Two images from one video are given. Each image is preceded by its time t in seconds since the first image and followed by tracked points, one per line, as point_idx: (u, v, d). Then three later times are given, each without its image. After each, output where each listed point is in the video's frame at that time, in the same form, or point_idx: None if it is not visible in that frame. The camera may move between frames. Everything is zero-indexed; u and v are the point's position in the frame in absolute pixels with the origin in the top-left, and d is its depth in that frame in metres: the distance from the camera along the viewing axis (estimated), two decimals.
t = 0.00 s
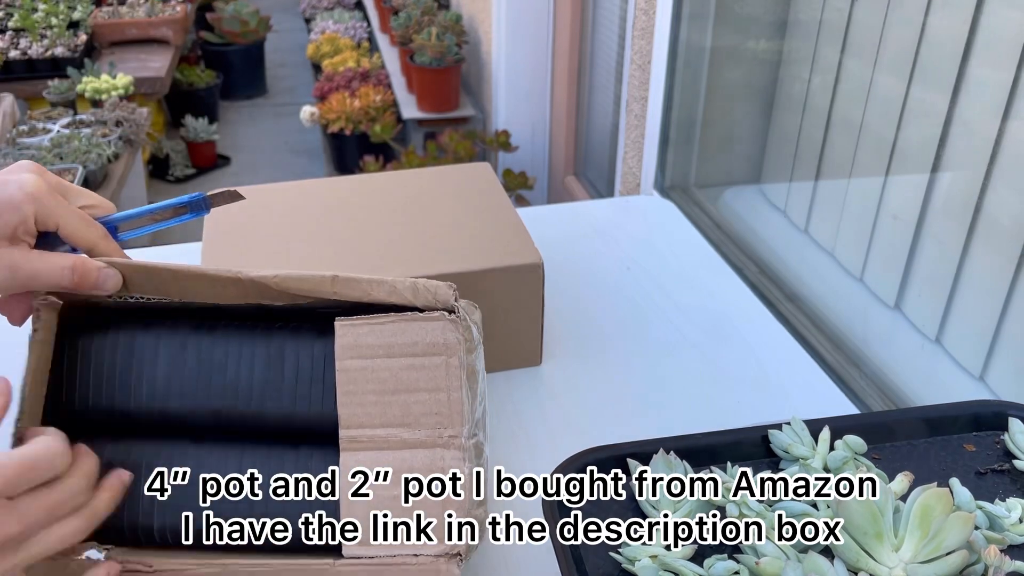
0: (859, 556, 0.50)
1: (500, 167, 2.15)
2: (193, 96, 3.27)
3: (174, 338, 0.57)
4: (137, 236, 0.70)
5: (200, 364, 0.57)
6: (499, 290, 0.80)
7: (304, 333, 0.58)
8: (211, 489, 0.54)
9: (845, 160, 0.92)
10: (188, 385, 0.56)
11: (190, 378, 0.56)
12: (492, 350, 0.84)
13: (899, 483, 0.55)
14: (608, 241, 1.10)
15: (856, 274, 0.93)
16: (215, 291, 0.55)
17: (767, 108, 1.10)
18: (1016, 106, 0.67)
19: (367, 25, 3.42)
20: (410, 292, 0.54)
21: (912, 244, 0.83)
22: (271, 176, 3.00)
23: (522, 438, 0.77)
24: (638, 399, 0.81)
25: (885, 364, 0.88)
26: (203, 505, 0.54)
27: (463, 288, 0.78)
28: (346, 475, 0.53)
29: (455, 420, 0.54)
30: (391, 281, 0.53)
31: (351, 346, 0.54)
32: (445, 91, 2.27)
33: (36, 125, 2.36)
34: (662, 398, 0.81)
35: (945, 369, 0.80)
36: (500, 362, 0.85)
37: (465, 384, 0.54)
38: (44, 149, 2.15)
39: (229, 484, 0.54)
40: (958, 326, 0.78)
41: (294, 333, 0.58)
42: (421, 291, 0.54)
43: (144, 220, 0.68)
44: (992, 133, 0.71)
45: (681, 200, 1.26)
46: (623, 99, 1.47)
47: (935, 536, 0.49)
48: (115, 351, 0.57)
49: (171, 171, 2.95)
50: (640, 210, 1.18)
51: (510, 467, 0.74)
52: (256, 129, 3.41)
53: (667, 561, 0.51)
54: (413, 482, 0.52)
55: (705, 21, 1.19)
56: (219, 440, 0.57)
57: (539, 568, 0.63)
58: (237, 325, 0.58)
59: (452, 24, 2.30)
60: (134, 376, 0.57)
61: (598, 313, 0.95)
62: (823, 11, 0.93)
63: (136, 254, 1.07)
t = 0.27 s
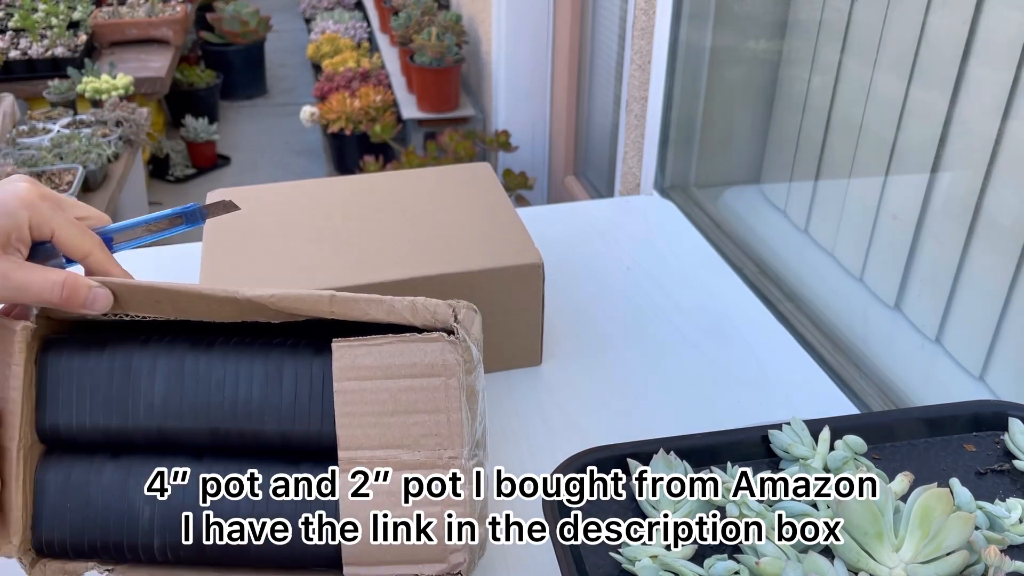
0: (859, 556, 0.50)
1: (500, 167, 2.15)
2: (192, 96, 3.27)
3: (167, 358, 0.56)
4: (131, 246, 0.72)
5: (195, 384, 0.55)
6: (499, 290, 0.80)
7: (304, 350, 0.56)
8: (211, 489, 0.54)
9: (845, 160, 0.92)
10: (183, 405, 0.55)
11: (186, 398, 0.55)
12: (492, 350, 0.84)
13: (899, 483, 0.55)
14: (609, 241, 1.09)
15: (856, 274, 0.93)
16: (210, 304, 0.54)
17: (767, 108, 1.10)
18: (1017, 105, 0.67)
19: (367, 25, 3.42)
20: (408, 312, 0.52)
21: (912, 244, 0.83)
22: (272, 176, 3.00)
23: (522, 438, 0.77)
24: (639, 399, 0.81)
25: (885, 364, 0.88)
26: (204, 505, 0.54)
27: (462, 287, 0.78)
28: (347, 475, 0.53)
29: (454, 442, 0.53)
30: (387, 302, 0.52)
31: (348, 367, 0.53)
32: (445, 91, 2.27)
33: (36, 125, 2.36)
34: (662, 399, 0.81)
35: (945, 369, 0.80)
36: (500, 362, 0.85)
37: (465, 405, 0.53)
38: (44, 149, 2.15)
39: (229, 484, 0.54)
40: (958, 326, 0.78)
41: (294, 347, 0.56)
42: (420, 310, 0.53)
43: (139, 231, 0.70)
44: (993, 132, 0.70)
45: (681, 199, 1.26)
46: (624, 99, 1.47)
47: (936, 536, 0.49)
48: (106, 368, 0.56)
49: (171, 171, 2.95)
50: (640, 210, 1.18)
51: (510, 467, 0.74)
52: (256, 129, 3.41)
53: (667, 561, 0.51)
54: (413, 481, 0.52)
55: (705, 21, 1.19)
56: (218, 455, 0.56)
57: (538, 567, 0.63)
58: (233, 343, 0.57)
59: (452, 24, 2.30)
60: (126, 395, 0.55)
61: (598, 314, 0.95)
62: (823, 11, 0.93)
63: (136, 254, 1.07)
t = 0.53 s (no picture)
0: (859, 556, 0.50)
1: (500, 167, 2.16)
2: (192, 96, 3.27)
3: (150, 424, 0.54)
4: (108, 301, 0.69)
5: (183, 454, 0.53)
6: (501, 292, 0.80)
7: (293, 419, 0.53)
8: (211, 489, 0.51)
9: (845, 160, 0.92)
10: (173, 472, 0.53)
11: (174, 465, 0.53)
12: (492, 350, 0.84)
13: (899, 483, 0.55)
14: (609, 241, 1.09)
15: (856, 274, 0.93)
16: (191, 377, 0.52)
17: (767, 107, 1.10)
18: (1016, 105, 0.67)
19: (367, 25, 3.42)
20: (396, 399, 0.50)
21: (912, 244, 0.83)
22: (272, 176, 2.99)
23: (522, 438, 0.77)
24: (637, 401, 0.81)
25: (885, 365, 0.87)
26: (205, 504, 0.51)
27: (463, 288, 0.78)
28: (346, 474, 0.51)
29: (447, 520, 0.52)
30: (373, 390, 0.51)
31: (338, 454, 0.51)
32: (445, 91, 2.27)
33: (36, 125, 2.36)
34: (664, 399, 0.81)
35: (945, 369, 0.80)
36: (500, 363, 0.85)
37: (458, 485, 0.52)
38: (44, 149, 2.15)
39: (228, 484, 0.52)
40: (958, 326, 0.78)
41: (282, 411, 0.54)
42: (407, 396, 0.51)
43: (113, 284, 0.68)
44: (993, 131, 0.70)
45: (681, 199, 1.25)
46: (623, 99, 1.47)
47: (935, 536, 0.49)
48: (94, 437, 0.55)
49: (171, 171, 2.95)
50: (640, 210, 1.18)
51: (510, 467, 0.74)
52: (256, 129, 3.41)
53: (667, 561, 0.51)
54: (414, 480, 0.51)
55: (705, 21, 1.19)
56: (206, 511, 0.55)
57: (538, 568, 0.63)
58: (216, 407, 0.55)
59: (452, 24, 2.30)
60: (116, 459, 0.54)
61: (600, 314, 0.95)
62: (822, 11, 0.93)
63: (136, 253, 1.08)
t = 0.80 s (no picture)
0: (859, 556, 0.50)
1: (501, 167, 2.16)
2: (192, 96, 3.28)
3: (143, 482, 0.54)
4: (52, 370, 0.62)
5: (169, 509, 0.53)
6: (502, 293, 0.80)
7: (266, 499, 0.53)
8: (211, 489, 0.52)
9: (845, 160, 0.92)
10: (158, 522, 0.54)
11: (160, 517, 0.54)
12: (491, 351, 0.84)
13: (899, 483, 0.55)
14: (610, 241, 1.09)
15: (856, 274, 0.93)
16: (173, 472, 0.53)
17: (767, 107, 1.10)
18: (1016, 105, 0.67)
19: (367, 25, 3.42)
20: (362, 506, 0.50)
21: (912, 244, 0.83)
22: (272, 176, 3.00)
23: (522, 439, 0.77)
24: (637, 401, 0.81)
25: (884, 364, 0.87)
26: (204, 505, 0.51)
27: (463, 289, 0.79)
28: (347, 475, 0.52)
29: None
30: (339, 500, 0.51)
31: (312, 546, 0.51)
32: (446, 91, 2.27)
33: (37, 125, 2.36)
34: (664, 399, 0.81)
35: (945, 369, 0.80)
36: (500, 363, 0.85)
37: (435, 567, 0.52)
38: (44, 149, 2.15)
39: (228, 484, 0.52)
40: (957, 326, 0.78)
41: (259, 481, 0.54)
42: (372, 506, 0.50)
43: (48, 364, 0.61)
44: (993, 131, 0.70)
45: (681, 199, 1.25)
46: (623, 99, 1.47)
47: (935, 535, 0.49)
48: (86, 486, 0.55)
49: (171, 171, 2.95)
50: (641, 210, 1.18)
51: (510, 467, 0.74)
52: (256, 129, 3.41)
53: (667, 561, 0.51)
54: (414, 480, 0.52)
55: (705, 21, 1.19)
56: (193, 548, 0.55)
57: (539, 567, 0.63)
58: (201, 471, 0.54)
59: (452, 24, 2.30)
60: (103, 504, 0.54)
61: (601, 314, 0.95)
62: (822, 10, 0.93)
63: (139, 253, 1.08)
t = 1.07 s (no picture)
0: (858, 556, 0.50)
1: (500, 167, 2.16)
2: (193, 96, 3.28)
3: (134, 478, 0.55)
4: None
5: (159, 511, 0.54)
6: (502, 293, 0.80)
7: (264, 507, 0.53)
8: (211, 489, 0.51)
9: (845, 160, 0.92)
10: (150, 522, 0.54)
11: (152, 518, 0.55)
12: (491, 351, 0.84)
13: (899, 483, 0.55)
14: (610, 241, 1.10)
15: (856, 274, 0.93)
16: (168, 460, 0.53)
17: (767, 107, 1.10)
18: (1016, 105, 0.68)
19: (367, 25, 3.42)
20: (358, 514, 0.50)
21: (912, 244, 0.83)
22: (272, 176, 3.00)
23: (522, 439, 0.77)
24: (636, 401, 0.81)
25: (884, 364, 0.87)
26: (204, 504, 0.51)
27: (463, 289, 0.79)
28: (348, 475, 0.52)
29: None
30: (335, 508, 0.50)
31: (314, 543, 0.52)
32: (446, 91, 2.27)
33: (37, 125, 2.36)
34: (665, 399, 0.81)
35: (944, 369, 0.80)
36: (499, 363, 0.85)
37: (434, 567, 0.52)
38: (44, 149, 2.15)
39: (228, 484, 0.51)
40: (957, 326, 0.78)
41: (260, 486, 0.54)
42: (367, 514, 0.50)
43: None
44: (992, 131, 0.71)
45: (680, 199, 1.25)
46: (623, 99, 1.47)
47: (935, 535, 0.49)
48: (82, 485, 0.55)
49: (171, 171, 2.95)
50: (640, 210, 1.18)
51: (510, 467, 0.74)
52: (256, 129, 3.41)
53: (667, 561, 0.51)
54: (414, 481, 0.52)
55: (705, 20, 1.19)
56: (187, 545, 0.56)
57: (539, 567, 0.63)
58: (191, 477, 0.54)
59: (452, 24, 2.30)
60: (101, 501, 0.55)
61: (601, 314, 0.95)
62: (822, 11, 0.94)
63: (137, 253, 1.08)
